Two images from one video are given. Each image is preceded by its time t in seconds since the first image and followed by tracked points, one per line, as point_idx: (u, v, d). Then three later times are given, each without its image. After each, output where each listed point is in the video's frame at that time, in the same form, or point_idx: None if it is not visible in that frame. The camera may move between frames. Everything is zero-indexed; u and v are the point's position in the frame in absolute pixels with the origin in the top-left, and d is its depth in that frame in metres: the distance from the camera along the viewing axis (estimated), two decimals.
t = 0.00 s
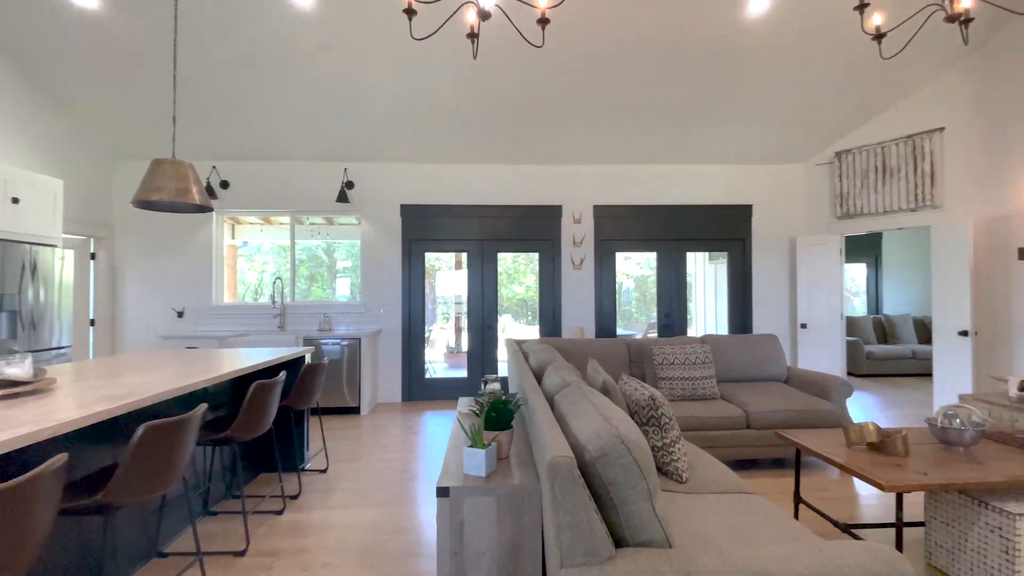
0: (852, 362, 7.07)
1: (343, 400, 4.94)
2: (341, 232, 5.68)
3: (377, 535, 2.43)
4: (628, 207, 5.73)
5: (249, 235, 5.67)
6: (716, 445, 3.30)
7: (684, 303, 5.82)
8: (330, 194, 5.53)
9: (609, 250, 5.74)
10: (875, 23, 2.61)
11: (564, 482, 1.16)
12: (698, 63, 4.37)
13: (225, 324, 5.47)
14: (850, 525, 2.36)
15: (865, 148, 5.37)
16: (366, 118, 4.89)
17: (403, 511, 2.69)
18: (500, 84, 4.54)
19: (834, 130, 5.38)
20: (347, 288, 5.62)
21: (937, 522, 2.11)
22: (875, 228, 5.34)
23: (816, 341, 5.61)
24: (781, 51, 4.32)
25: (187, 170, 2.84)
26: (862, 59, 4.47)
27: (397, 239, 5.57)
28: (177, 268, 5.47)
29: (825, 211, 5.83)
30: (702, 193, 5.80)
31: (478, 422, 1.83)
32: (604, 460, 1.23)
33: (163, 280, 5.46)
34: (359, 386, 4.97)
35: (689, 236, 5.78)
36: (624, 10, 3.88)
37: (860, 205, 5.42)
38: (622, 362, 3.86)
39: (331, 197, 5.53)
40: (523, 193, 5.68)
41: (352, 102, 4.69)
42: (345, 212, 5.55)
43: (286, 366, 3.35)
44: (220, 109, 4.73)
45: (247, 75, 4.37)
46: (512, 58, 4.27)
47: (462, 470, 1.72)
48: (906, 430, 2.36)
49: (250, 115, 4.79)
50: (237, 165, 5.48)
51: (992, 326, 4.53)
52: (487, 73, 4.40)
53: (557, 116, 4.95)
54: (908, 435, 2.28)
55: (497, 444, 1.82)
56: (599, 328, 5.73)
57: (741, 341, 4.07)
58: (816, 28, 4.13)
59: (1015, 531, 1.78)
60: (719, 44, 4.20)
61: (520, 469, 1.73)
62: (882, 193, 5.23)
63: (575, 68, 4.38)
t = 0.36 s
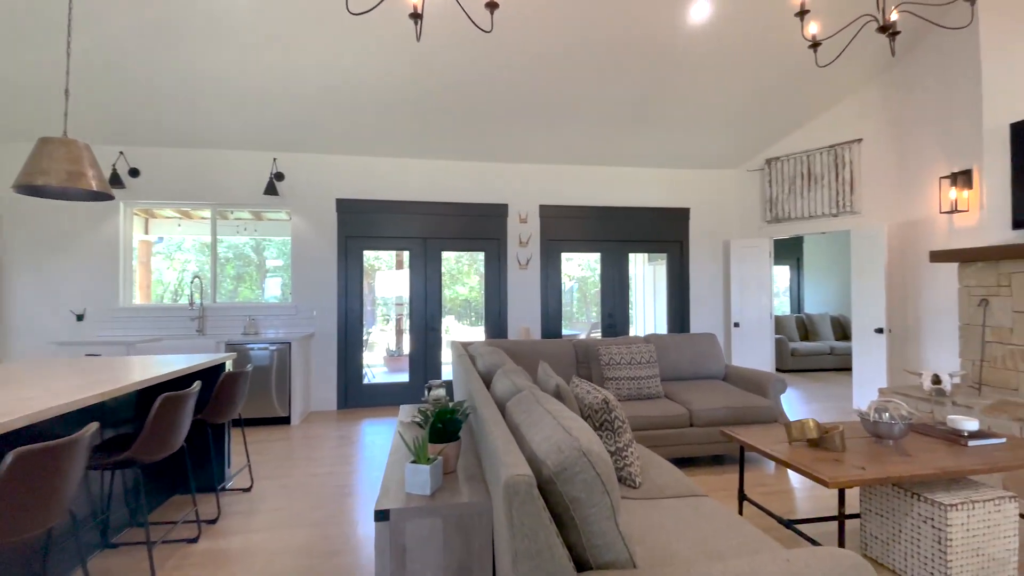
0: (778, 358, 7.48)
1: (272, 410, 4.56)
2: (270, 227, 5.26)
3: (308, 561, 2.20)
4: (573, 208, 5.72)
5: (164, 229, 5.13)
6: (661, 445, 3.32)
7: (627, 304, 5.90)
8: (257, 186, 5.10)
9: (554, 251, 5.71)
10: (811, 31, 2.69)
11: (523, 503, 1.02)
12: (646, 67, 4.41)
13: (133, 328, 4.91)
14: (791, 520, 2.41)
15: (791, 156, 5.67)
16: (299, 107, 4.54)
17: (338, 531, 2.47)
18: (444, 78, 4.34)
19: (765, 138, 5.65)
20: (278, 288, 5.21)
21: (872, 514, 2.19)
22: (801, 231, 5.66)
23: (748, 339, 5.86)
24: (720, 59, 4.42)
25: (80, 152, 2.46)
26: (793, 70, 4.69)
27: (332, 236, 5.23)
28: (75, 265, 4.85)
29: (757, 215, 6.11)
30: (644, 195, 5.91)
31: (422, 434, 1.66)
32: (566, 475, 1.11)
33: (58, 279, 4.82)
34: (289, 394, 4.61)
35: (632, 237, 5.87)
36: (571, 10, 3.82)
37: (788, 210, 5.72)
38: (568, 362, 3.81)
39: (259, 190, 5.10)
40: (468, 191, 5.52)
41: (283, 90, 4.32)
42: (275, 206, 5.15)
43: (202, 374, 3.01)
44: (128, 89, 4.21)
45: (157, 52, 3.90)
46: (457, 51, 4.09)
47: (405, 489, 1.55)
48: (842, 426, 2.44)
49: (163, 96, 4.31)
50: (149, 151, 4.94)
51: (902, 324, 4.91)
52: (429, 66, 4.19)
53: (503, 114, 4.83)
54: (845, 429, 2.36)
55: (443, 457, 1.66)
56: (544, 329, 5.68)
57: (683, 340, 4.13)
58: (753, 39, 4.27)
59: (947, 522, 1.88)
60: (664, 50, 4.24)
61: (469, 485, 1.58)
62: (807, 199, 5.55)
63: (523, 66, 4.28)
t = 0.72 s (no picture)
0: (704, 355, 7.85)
1: (182, 422, 4.11)
2: (181, 221, 4.76)
3: None
4: (512, 207, 5.66)
5: (50, 220, 4.49)
6: (602, 445, 3.31)
7: (565, 304, 5.93)
8: (164, 175, 4.59)
9: (493, 250, 5.62)
10: (744, 39, 2.77)
11: (468, 531, 0.90)
12: (585, 68, 4.41)
13: (10, 334, 4.25)
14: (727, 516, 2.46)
15: (718, 163, 5.95)
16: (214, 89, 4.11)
17: (256, 558, 2.22)
18: (378, 67, 4.10)
19: (695, 144, 5.89)
20: (190, 288, 4.73)
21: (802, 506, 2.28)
22: (727, 234, 5.94)
23: (679, 337, 6.08)
24: (655, 64, 4.52)
25: None
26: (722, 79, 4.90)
27: (253, 232, 4.82)
28: None
29: (686, 218, 6.36)
30: (581, 196, 5.97)
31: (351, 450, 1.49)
32: (515, 494, 1.00)
33: None
34: (202, 404, 4.18)
35: (570, 238, 5.90)
36: (511, 5, 3.73)
37: (715, 215, 6.00)
38: (508, 364, 3.72)
39: (167, 179, 4.59)
40: (404, 187, 5.29)
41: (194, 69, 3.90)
42: (186, 197, 4.66)
43: (92, 387, 2.62)
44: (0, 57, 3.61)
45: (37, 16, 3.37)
46: (393, 41, 3.88)
47: (331, 513, 1.38)
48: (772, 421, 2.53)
49: (46, 68, 3.74)
50: (29, 130, 4.29)
51: (816, 322, 5.27)
52: (362, 53, 3.94)
53: (441, 108, 4.66)
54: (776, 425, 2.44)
55: (374, 476, 1.49)
56: (483, 330, 5.57)
57: (621, 340, 4.17)
58: (687, 47, 4.39)
59: (870, 511, 1.97)
60: (603, 52, 4.27)
61: (405, 505, 1.43)
62: (733, 204, 5.84)
63: (462, 60, 4.14)
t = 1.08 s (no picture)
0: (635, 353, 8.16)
1: (76, 440, 3.64)
2: (75, 212, 4.22)
3: None
4: (451, 206, 5.55)
5: None
6: (544, 446, 3.30)
7: (503, 304, 5.91)
8: (54, 160, 4.04)
9: (431, 249, 5.48)
10: (681, 48, 2.86)
11: (428, 558, 0.82)
12: (525, 69, 4.41)
13: None
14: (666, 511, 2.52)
15: (649, 170, 6.23)
16: (116, 65, 3.67)
17: None
18: (308, 54, 3.85)
19: (629, 149, 6.10)
20: (86, 287, 4.20)
21: (735, 497, 2.38)
22: (658, 238, 6.20)
23: (614, 336, 6.26)
24: (593, 69, 4.60)
25: None
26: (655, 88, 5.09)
27: (162, 227, 4.36)
28: None
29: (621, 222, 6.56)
30: (519, 197, 5.98)
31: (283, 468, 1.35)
32: (474, 511, 0.93)
33: None
34: (101, 419, 3.71)
35: (509, 239, 5.89)
36: None
37: (647, 219, 6.24)
38: (449, 366, 3.62)
39: (58, 164, 4.05)
40: (336, 182, 5.02)
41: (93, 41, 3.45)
42: (82, 186, 4.13)
43: None
44: None
45: None
46: (327, 28, 3.66)
47: (260, 541, 1.23)
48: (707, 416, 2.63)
49: None
50: None
51: (738, 321, 5.62)
52: (291, 38, 3.68)
53: (377, 101, 4.47)
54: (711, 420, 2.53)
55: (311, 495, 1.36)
56: (420, 332, 5.42)
57: (561, 340, 4.20)
58: (624, 53, 4.51)
59: (797, 499, 2.09)
60: (543, 53, 4.28)
61: (346, 526, 1.32)
62: (663, 208, 6.11)
63: (400, 53, 3.98)
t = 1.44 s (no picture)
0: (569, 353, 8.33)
1: None
2: None
3: None
4: (387, 205, 5.38)
5: None
6: (489, 450, 3.26)
7: (442, 307, 5.81)
8: None
9: (366, 250, 5.27)
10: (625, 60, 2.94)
11: None
12: (466, 68, 4.36)
13: None
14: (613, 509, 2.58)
15: (585, 175, 6.40)
16: None
17: None
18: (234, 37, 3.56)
19: (565, 154, 6.22)
20: None
21: (677, 492, 2.49)
22: (594, 241, 6.37)
23: (551, 337, 6.35)
24: (534, 74, 4.65)
25: None
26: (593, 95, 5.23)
27: (55, 220, 3.85)
28: None
29: (557, 224, 6.68)
30: (456, 198, 5.92)
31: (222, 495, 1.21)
32: (453, 533, 0.89)
33: None
34: None
35: (447, 240, 5.81)
36: None
37: (583, 222, 6.40)
38: (389, 372, 3.48)
39: None
40: (262, 176, 4.69)
41: None
42: None
43: None
44: None
45: None
46: (256, 11, 3.41)
47: None
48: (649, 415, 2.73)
49: None
50: None
51: (667, 321, 5.91)
52: (215, 18, 3.38)
53: (310, 93, 4.23)
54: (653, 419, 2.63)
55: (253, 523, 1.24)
56: (355, 336, 5.19)
57: (503, 343, 4.19)
58: (565, 60, 4.60)
59: (734, 491, 2.22)
60: (485, 54, 4.26)
61: (298, 554, 1.21)
62: (598, 213, 6.30)
63: (336, 43, 3.79)
